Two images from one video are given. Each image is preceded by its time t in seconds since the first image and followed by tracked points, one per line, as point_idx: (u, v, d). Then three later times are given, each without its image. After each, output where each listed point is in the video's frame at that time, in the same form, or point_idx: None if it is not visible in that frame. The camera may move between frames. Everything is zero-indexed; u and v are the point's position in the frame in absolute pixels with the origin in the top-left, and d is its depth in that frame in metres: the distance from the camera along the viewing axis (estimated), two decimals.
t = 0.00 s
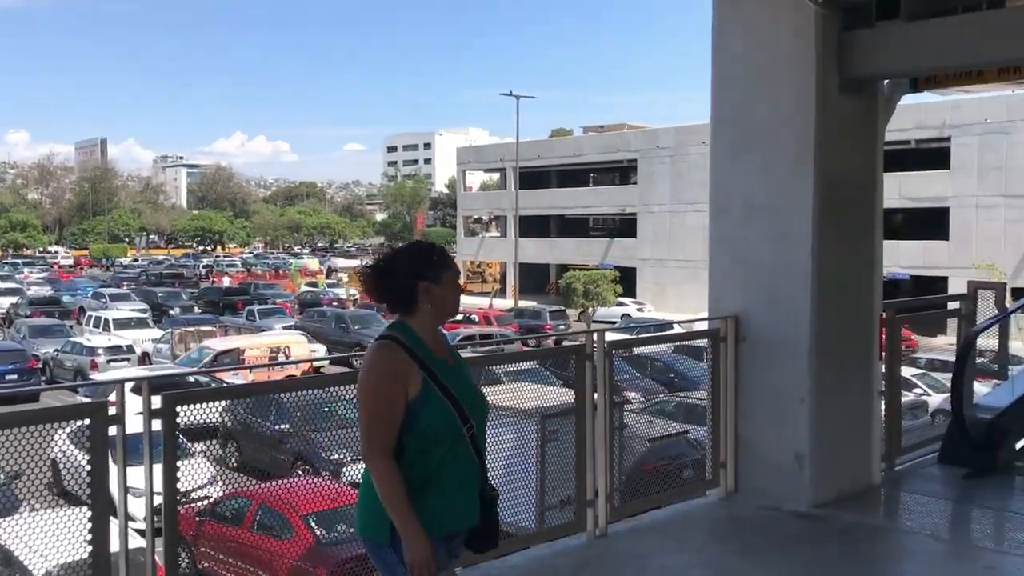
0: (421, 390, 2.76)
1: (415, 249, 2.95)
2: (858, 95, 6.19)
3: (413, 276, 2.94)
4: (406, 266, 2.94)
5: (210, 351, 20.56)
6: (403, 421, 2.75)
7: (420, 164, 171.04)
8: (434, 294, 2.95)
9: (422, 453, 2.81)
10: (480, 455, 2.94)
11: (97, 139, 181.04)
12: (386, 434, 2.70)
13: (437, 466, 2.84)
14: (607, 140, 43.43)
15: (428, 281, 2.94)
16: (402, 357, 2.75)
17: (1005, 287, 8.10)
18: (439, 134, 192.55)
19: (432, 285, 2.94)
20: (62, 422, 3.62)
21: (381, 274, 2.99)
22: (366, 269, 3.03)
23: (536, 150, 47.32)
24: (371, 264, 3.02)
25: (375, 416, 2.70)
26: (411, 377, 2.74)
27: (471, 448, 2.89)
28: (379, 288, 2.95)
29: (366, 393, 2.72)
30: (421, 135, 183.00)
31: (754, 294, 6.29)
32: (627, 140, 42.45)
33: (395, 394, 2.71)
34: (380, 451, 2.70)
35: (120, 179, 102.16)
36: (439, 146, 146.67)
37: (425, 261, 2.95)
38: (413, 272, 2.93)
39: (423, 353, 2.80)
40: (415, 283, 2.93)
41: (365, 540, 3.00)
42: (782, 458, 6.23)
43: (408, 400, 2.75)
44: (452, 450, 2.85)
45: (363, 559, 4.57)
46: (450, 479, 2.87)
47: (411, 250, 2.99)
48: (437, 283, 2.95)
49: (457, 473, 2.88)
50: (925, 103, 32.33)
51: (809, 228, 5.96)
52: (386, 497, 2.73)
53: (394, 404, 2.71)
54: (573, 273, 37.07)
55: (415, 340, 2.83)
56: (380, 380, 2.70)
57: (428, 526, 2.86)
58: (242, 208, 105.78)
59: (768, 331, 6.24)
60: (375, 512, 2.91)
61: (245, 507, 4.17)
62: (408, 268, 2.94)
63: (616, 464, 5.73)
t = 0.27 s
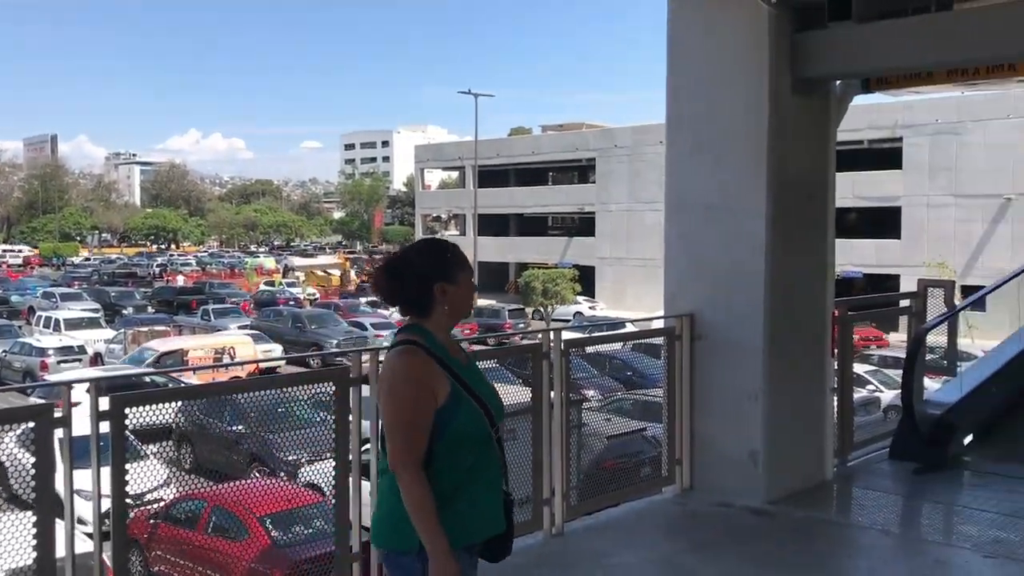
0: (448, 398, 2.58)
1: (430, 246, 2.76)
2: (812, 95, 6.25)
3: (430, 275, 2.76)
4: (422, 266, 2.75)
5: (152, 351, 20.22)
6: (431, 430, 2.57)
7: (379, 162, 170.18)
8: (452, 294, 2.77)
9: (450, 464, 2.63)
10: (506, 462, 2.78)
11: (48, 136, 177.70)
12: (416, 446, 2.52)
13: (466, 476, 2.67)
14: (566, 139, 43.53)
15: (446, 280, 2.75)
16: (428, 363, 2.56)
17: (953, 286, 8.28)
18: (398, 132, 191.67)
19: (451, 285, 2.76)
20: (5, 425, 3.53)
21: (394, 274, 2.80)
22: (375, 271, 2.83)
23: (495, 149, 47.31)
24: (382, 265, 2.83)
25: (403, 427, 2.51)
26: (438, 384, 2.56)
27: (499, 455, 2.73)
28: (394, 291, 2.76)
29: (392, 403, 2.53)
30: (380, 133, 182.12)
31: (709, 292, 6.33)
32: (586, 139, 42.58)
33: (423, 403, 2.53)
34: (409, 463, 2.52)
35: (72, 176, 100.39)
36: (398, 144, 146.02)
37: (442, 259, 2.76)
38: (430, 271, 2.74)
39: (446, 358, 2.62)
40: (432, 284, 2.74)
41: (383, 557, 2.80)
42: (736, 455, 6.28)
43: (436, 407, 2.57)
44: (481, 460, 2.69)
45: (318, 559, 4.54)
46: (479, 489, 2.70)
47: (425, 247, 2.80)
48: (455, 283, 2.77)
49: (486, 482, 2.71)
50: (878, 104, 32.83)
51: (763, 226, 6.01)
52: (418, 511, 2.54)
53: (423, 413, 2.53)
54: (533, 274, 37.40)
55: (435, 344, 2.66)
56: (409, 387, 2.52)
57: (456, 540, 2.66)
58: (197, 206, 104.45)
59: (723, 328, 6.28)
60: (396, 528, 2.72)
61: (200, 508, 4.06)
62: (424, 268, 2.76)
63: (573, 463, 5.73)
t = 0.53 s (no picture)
0: (462, 396, 2.51)
1: (438, 244, 2.70)
2: (754, 97, 6.32)
3: (439, 275, 2.69)
4: (430, 264, 2.69)
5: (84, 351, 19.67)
6: (449, 429, 2.49)
7: (327, 159, 168.67)
8: (461, 293, 2.71)
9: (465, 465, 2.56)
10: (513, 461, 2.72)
11: None
12: (436, 445, 2.43)
13: (479, 476, 2.59)
14: (515, 138, 43.55)
15: (455, 279, 2.69)
16: (444, 362, 2.49)
17: (890, 285, 8.44)
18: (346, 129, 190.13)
19: (460, 284, 2.70)
20: None
21: (400, 273, 2.73)
22: (381, 271, 2.75)
23: (444, 147, 47.17)
24: (386, 265, 2.75)
25: (421, 427, 2.42)
26: (455, 382, 2.50)
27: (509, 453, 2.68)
28: (402, 290, 2.68)
29: (409, 403, 2.44)
30: (327, 130, 180.49)
31: (653, 292, 6.38)
32: (535, 138, 42.64)
33: (441, 402, 2.45)
34: (429, 464, 2.43)
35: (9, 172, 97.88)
36: (346, 142, 144.84)
37: (450, 257, 2.70)
38: (438, 269, 2.68)
39: (459, 358, 2.56)
40: (441, 283, 2.68)
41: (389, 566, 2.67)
42: (679, 452, 6.33)
43: (453, 406, 2.50)
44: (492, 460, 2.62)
45: (259, 561, 4.48)
46: (493, 489, 2.63)
47: (430, 246, 2.74)
48: (464, 281, 2.71)
49: (497, 482, 2.64)
50: (820, 106, 33.41)
51: (706, 226, 6.08)
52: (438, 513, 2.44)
53: (441, 413, 2.45)
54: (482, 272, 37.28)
55: (447, 343, 2.59)
56: (426, 387, 2.44)
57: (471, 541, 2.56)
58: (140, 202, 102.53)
59: (666, 328, 6.34)
60: (409, 533, 2.61)
61: (141, 511, 3.96)
62: (432, 267, 2.69)
63: (519, 462, 5.74)
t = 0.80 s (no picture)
0: (478, 405, 2.41)
1: (455, 249, 2.58)
2: (693, 99, 6.39)
3: (455, 281, 2.57)
4: (445, 269, 2.57)
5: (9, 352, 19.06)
6: (464, 441, 2.38)
7: (267, 156, 166.40)
8: (478, 299, 2.59)
9: (477, 475, 2.46)
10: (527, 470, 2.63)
11: None
12: (452, 457, 2.32)
13: (493, 486, 2.50)
14: (458, 137, 43.41)
15: (473, 285, 2.57)
16: (461, 372, 2.38)
17: (824, 283, 8.54)
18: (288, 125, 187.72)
19: (477, 290, 2.58)
20: None
21: (415, 279, 2.61)
22: (396, 276, 2.63)
23: (387, 145, 46.82)
24: (402, 270, 2.63)
25: (436, 437, 2.32)
26: (471, 391, 2.39)
27: (523, 463, 2.58)
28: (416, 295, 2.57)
29: (424, 414, 2.33)
30: (268, 127, 178.00)
31: (594, 291, 6.40)
32: (478, 137, 42.55)
33: (457, 412, 2.35)
34: (446, 478, 2.32)
35: None
36: (287, 138, 143.07)
37: (468, 262, 2.58)
38: (455, 275, 2.56)
39: (474, 367, 2.45)
40: (457, 289, 2.56)
41: None
42: (618, 450, 6.36)
43: (468, 417, 2.39)
44: (506, 470, 2.52)
45: (193, 565, 4.37)
46: (508, 501, 2.53)
47: (447, 250, 2.62)
48: (481, 287, 2.60)
49: (512, 494, 2.54)
50: (760, 108, 33.91)
51: (644, 226, 6.12)
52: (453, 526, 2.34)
53: (457, 424, 2.35)
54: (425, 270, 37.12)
55: (463, 352, 2.48)
56: (442, 397, 2.33)
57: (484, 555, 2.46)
58: (72, 198, 99.94)
59: (606, 326, 6.36)
60: (421, 547, 2.49)
61: (73, 516, 3.80)
62: (448, 271, 2.57)
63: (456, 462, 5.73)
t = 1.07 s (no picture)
0: (483, 398, 2.44)
1: (468, 241, 2.61)
2: (631, 97, 6.42)
3: (468, 271, 2.60)
4: (459, 260, 2.60)
5: None
6: (467, 433, 2.42)
7: (206, 153, 163.62)
8: (492, 291, 2.62)
9: (483, 469, 2.49)
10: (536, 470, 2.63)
11: None
12: (454, 447, 2.36)
13: (499, 481, 2.52)
14: (400, 134, 43.14)
15: (487, 276, 2.60)
16: (466, 364, 2.42)
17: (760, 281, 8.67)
18: (226, 121, 184.76)
19: (491, 282, 2.61)
20: None
21: (431, 269, 2.65)
22: (411, 266, 2.68)
23: (327, 142, 46.34)
24: (417, 260, 2.67)
25: (438, 426, 2.36)
26: (476, 383, 2.42)
27: (531, 461, 2.59)
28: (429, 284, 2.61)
29: (427, 403, 2.37)
30: (207, 123, 175.01)
31: (534, 289, 6.40)
32: (420, 134, 42.32)
33: (460, 403, 2.38)
34: (446, 467, 2.35)
35: None
36: (225, 135, 140.83)
37: (482, 253, 2.61)
38: (468, 266, 2.59)
39: (482, 359, 2.48)
40: (469, 281, 2.59)
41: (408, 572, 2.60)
42: (557, 447, 6.37)
43: (472, 408, 2.42)
44: (514, 465, 2.54)
45: (126, 571, 4.23)
46: (515, 497, 2.54)
47: (462, 242, 2.65)
48: (495, 279, 2.62)
49: (518, 490, 2.56)
50: (700, 108, 34.30)
51: (583, 224, 6.14)
52: (450, 517, 2.37)
53: (460, 414, 2.38)
54: (366, 268, 36.86)
55: (470, 344, 2.51)
56: (443, 385, 2.37)
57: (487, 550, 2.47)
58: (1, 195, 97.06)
59: (547, 324, 6.36)
60: (425, 539, 2.53)
61: None
62: (461, 263, 2.60)
63: (396, 461, 5.67)
